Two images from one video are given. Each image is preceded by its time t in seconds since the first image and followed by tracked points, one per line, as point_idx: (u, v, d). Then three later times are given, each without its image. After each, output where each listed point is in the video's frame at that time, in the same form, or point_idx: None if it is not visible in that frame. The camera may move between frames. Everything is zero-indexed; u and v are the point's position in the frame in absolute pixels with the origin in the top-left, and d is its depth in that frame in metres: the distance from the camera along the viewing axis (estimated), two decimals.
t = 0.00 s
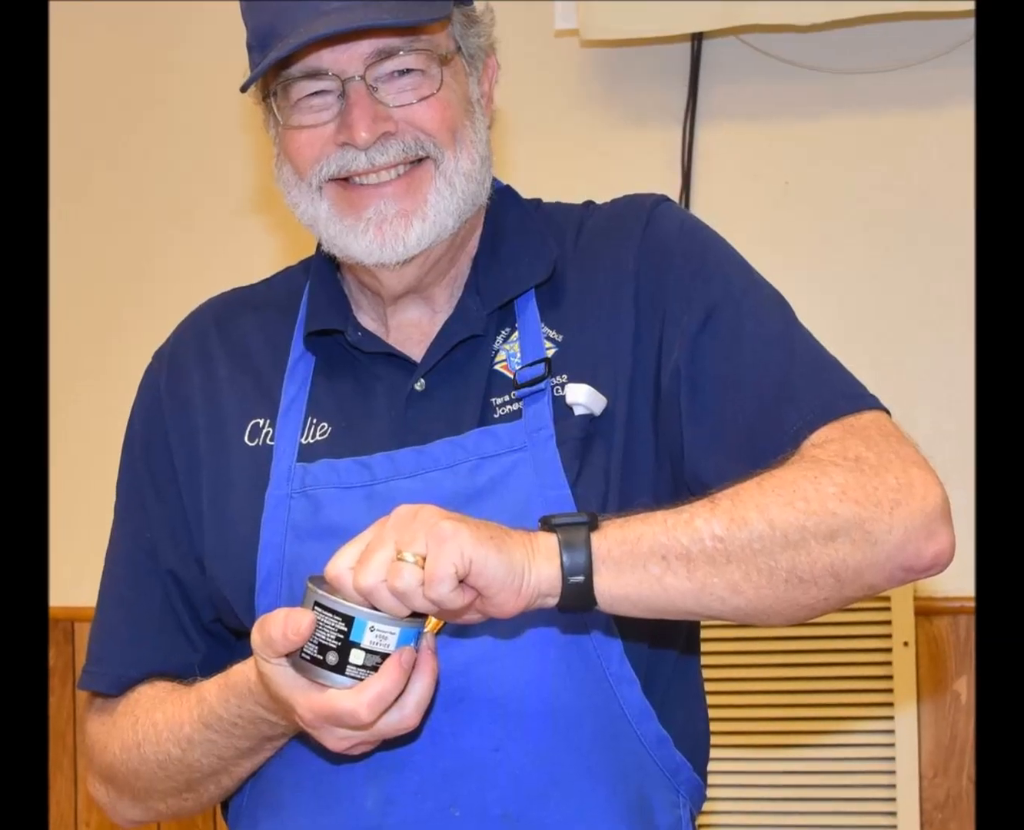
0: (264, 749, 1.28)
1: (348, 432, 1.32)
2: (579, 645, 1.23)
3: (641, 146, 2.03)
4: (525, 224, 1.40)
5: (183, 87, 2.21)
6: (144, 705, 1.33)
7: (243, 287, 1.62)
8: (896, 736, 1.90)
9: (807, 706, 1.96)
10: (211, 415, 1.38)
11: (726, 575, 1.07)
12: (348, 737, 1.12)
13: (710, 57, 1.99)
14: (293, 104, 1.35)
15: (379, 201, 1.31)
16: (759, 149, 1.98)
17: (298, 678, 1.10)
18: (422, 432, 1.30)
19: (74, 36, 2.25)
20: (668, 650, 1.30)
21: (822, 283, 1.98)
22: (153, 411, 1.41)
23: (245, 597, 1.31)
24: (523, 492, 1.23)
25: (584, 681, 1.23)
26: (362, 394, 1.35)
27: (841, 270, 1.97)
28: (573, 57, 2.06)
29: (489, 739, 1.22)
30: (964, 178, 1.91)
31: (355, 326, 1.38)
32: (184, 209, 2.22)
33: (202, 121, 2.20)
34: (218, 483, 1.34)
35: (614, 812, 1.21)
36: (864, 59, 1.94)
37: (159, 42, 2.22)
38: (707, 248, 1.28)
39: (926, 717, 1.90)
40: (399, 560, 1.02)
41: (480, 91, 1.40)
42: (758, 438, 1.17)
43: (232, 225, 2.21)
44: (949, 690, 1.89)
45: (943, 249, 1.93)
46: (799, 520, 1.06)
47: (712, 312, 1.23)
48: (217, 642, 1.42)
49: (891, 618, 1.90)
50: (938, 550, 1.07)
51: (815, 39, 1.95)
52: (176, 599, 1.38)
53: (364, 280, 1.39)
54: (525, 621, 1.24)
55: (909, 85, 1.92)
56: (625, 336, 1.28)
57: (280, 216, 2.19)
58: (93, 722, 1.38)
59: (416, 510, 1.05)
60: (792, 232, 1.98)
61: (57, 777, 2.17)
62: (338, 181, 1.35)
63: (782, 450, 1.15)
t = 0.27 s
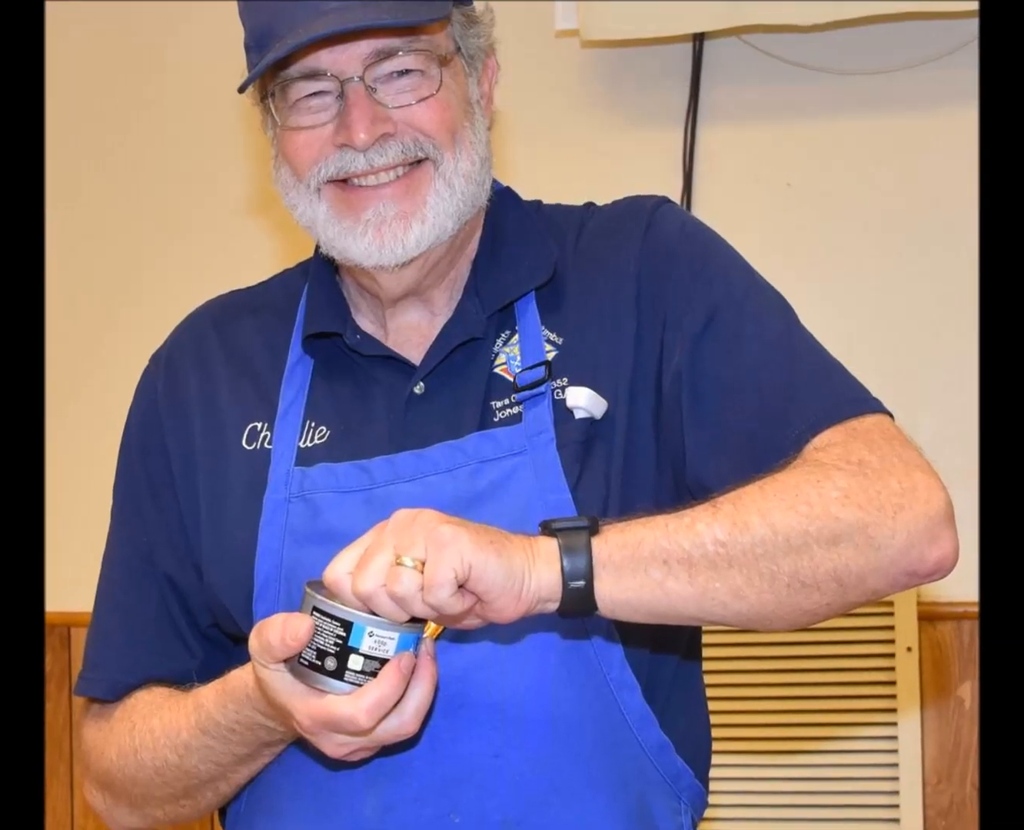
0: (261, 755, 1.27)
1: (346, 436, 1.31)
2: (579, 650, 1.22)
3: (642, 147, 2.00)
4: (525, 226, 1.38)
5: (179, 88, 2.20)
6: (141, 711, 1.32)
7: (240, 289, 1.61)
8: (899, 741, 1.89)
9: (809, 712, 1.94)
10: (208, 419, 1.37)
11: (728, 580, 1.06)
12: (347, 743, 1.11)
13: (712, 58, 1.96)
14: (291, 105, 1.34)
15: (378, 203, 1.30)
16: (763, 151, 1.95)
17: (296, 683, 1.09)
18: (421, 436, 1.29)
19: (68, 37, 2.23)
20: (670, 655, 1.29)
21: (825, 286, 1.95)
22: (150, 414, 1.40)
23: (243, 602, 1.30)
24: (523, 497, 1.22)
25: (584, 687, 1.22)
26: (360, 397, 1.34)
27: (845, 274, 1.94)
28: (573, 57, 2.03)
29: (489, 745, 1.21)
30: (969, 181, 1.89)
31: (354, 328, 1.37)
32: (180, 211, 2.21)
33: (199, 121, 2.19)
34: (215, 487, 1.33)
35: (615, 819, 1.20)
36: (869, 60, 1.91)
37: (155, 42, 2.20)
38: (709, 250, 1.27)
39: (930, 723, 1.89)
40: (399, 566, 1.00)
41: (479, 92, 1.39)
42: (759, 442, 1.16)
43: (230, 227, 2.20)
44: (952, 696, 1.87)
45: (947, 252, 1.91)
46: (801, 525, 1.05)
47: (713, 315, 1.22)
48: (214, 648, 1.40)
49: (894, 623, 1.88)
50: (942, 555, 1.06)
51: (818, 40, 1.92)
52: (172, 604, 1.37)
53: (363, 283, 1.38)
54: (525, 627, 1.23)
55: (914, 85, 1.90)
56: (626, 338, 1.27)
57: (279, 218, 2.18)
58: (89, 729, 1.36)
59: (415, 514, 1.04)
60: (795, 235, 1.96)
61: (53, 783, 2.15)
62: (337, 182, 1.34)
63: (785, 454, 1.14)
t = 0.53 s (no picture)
0: (259, 761, 1.26)
1: (345, 439, 1.30)
2: (580, 656, 1.21)
3: (642, 147, 1.99)
4: (525, 228, 1.38)
5: (176, 89, 2.19)
6: (138, 718, 1.30)
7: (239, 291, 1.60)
8: (902, 748, 1.87)
9: (812, 718, 1.92)
10: (206, 422, 1.36)
11: (729, 585, 1.05)
12: (345, 749, 1.09)
13: (714, 58, 1.95)
14: (290, 106, 1.33)
15: (377, 205, 1.29)
16: (764, 152, 1.94)
17: (294, 689, 1.08)
18: (421, 440, 1.27)
19: (64, 38, 2.22)
20: (672, 661, 1.28)
21: (829, 288, 1.94)
22: (147, 417, 1.39)
23: (241, 607, 1.29)
24: (523, 501, 1.21)
25: (585, 693, 1.20)
26: (359, 400, 1.33)
27: (847, 276, 1.93)
28: (574, 57, 2.02)
29: (488, 752, 1.20)
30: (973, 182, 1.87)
31: (352, 331, 1.36)
32: (177, 212, 2.20)
33: (198, 122, 2.18)
34: (213, 491, 1.32)
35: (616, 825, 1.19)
36: (872, 60, 1.89)
37: (155, 42, 2.19)
38: (711, 252, 1.26)
39: (933, 729, 1.86)
40: (398, 570, 0.99)
41: (479, 93, 1.39)
42: (762, 446, 1.15)
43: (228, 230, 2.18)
44: (956, 702, 1.85)
45: (950, 253, 1.89)
46: (803, 529, 1.04)
47: (715, 318, 1.21)
48: (211, 653, 1.39)
49: (897, 628, 1.86)
50: (946, 560, 1.05)
51: (819, 40, 1.91)
52: (169, 609, 1.36)
53: (363, 285, 1.37)
54: (525, 632, 1.22)
55: (919, 86, 1.88)
56: (627, 341, 1.26)
57: (276, 221, 2.17)
58: (85, 735, 1.35)
59: (415, 518, 1.03)
60: (797, 236, 1.94)
61: (49, 789, 2.14)
62: (335, 184, 1.33)
63: (787, 457, 1.13)
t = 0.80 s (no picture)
0: (257, 768, 1.25)
1: (343, 443, 1.29)
2: (580, 661, 1.20)
3: (642, 147, 1.97)
4: (525, 230, 1.37)
5: (175, 89, 2.17)
6: (135, 724, 1.29)
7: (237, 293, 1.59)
8: (905, 754, 1.85)
9: (814, 725, 1.90)
10: (203, 425, 1.34)
11: (731, 590, 1.04)
12: (343, 756, 1.08)
13: (715, 59, 1.93)
14: (288, 107, 1.32)
15: (376, 207, 1.28)
16: (766, 154, 1.92)
17: (292, 695, 1.07)
18: (420, 443, 1.26)
19: (63, 38, 2.21)
20: (673, 667, 1.27)
21: (831, 290, 1.91)
22: (144, 420, 1.38)
23: (238, 611, 1.28)
24: (523, 505, 1.20)
25: (585, 699, 1.19)
26: (357, 403, 1.32)
27: (850, 278, 1.91)
28: (574, 58, 2.00)
29: (488, 758, 1.19)
30: (978, 184, 1.86)
31: (351, 334, 1.35)
32: (174, 214, 2.19)
33: (197, 122, 2.17)
34: (210, 495, 1.31)
35: None
36: (876, 61, 1.87)
37: (154, 42, 2.18)
38: (713, 255, 1.25)
39: (937, 735, 1.85)
40: (397, 575, 0.98)
41: (479, 94, 1.38)
42: (764, 451, 1.13)
43: (226, 233, 2.17)
44: (960, 708, 1.84)
45: (953, 256, 1.87)
46: (806, 534, 1.03)
47: (717, 321, 1.20)
48: (209, 659, 1.38)
49: (901, 633, 1.85)
50: (949, 565, 1.04)
51: (821, 41, 1.89)
52: (166, 614, 1.35)
53: (362, 288, 1.36)
54: (525, 637, 1.20)
55: (922, 87, 1.86)
56: (628, 344, 1.25)
57: (274, 222, 2.15)
58: (82, 741, 1.34)
59: (414, 523, 1.02)
60: (799, 237, 1.92)
61: (45, 796, 2.12)
62: (334, 185, 1.32)
63: (790, 461, 1.12)
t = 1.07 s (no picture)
0: (255, 774, 1.24)
1: (342, 447, 1.28)
2: (581, 667, 1.18)
3: (643, 149, 1.96)
4: (525, 232, 1.35)
5: (176, 89, 2.16)
6: (132, 730, 1.28)
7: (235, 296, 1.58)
8: (908, 761, 1.84)
9: (817, 731, 1.89)
10: (200, 429, 1.33)
11: (733, 595, 1.03)
12: (342, 762, 1.07)
13: (716, 60, 1.92)
14: (286, 108, 1.31)
15: (375, 208, 1.27)
16: (769, 156, 1.91)
17: (290, 700, 1.06)
18: (419, 447, 1.25)
19: (62, 38, 2.20)
20: (674, 672, 1.25)
21: (833, 293, 1.90)
22: (141, 424, 1.37)
23: (236, 617, 1.27)
24: (523, 510, 1.19)
25: (586, 705, 1.18)
26: (356, 407, 1.31)
27: (853, 281, 1.89)
28: (574, 58, 1.99)
29: (488, 765, 1.17)
30: (982, 187, 1.84)
31: (350, 337, 1.34)
32: (177, 212, 2.18)
33: (197, 122, 2.16)
34: (207, 498, 1.30)
35: None
36: (879, 62, 1.86)
37: (152, 43, 2.17)
38: (714, 257, 1.24)
39: (941, 741, 1.84)
40: (396, 580, 0.97)
41: (479, 95, 1.37)
42: (766, 455, 1.12)
43: (225, 236, 2.16)
44: (964, 714, 1.83)
45: (956, 258, 1.85)
46: (808, 538, 1.02)
47: (719, 323, 1.19)
48: (207, 664, 1.37)
49: (904, 639, 1.83)
50: (953, 570, 1.03)
51: (822, 41, 1.88)
52: (163, 620, 1.34)
53: (360, 290, 1.35)
54: (525, 642, 1.19)
55: (925, 88, 1.85)
56: (629, 347, 1.24)
57: (271, 223, 2.14)
58: (78, 748, 1.33)
59: (413, 527, 1.01)
60: (800, 238, 1.91)
61: (41, 802, 2.11)
62: (333, 186, 1.31)
63: (792, 465, 1.11)
